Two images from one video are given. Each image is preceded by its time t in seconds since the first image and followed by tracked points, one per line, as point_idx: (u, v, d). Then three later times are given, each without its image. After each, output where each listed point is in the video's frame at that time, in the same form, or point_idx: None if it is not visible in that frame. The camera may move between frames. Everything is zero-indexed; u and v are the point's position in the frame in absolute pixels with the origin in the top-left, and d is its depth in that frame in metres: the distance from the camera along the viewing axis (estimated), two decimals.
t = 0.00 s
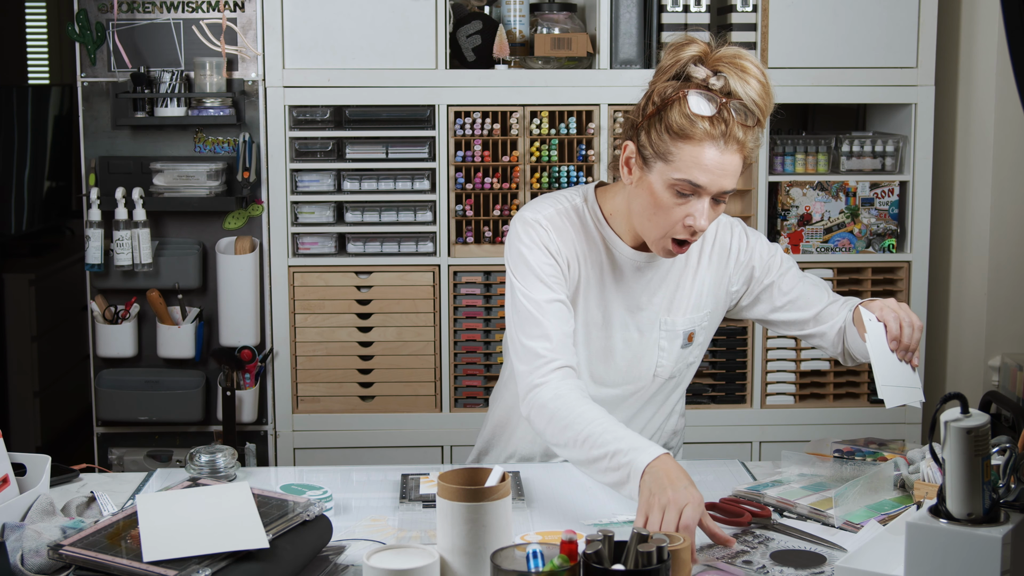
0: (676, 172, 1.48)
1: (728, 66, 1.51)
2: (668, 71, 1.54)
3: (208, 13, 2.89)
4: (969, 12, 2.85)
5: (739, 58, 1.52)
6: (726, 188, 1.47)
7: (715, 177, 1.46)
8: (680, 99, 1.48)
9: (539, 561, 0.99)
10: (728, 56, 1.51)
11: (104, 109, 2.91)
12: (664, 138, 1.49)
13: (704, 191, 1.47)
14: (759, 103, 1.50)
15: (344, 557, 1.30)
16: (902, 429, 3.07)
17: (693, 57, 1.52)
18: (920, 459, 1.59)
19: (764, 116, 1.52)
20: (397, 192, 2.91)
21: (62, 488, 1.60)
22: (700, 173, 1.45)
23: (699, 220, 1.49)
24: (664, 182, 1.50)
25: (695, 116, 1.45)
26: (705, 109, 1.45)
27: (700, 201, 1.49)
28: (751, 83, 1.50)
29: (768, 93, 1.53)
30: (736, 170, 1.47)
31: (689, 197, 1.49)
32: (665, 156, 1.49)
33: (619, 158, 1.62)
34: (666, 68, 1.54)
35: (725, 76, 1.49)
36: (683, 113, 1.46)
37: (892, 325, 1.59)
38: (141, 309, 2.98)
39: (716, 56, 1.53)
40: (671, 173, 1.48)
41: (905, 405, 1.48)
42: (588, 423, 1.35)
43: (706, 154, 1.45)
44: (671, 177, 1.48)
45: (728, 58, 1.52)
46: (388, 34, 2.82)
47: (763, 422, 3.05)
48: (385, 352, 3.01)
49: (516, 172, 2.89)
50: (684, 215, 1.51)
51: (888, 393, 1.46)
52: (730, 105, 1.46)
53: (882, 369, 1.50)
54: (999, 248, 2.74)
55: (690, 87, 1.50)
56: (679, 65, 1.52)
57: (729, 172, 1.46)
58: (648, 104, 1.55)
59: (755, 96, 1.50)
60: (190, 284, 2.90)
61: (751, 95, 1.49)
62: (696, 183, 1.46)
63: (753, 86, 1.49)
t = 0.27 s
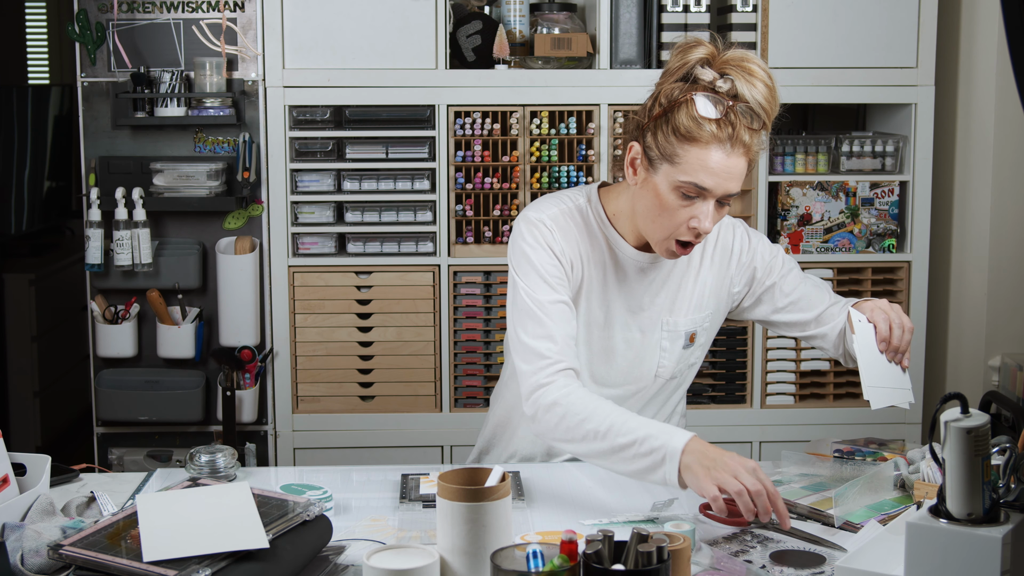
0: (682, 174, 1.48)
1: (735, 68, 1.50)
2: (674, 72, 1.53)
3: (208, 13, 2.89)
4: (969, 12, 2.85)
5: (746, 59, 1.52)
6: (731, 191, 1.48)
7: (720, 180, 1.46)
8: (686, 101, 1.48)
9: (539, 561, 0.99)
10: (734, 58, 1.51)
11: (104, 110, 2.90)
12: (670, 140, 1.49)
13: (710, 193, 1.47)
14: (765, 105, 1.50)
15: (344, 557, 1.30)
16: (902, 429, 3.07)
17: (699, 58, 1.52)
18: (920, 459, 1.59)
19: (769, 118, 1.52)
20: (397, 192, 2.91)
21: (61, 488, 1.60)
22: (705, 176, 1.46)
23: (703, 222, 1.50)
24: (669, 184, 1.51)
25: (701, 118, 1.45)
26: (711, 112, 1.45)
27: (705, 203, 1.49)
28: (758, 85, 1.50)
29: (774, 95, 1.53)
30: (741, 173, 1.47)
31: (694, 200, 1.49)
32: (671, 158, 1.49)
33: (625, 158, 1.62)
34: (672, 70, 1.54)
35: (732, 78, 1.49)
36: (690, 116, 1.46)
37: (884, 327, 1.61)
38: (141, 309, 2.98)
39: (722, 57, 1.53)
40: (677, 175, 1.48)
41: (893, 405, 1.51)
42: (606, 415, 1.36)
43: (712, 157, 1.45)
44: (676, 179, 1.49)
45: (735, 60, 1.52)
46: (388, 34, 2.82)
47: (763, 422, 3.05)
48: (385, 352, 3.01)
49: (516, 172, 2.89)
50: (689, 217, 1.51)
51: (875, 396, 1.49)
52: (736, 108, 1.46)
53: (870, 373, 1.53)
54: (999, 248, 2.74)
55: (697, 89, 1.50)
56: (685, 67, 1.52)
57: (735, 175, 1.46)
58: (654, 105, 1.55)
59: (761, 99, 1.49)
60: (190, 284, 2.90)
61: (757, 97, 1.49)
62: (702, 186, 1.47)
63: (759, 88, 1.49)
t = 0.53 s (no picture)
0: (688, 174, 1.48)
1: (741, 69, 1.50)
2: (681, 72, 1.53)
3: (208, 13, 2.89)
4: (969, 12, 2.85)
5: (752, 59, 1.52)
6: (736, 191, 1.48)
7: (725, 179, 1.46)
8: (692, 100, 1.48)
9: (539, 561, 0.99)
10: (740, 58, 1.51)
11: (104, 109, 2.91)
12: (676, 139, 1.49)
13: (715, 193, 1.47)
14: (770, 106, 1.50)
15: (344, 557, 1.30)
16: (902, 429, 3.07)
17: (706, 58, 1.52)
18: (920, 459, 1.59)
19: (775, 118, 1.52)
20: (397, 192, 2.91)
21: (61, 488, 1.60)
22: (711, 176, 1.46)
23: (708, 222, 1.50)
24: (674, 183, 1.51)
25: (709, 118, 1.45)
26: (717, 111, 1.45)
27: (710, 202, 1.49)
28: (763, 86, 1.50)
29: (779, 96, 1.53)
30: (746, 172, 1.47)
31: (699, 199, 1.50)
32: (677, 157, 1.49)
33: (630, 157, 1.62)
34: (679, 70, 1.54)
35: (738, 78, 1.49)
36: (696, 115, 1.46)
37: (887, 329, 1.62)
38: (141, 309, 2.98)
39: (728, 57, 1.53)
40: (682, 175, 1.49)
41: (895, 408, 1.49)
42: (617, 406, 1.36)
43: (718, 156, 1.45)
44: (682, 178, 1.49)
45: (741, 60, 1.52)
46: (388, 34, 2.82)
47: (763, 422, 3.05)
48: (385, 352, 3.01)
49: (516, 172, 2.89)
50: (694, 216, 1.51)
51: (881, 399, 1.47)
52: (742, 108, 1.46)
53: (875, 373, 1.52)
54: (999, 248, 2.74)
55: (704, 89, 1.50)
56: (692, 66, 1.52)
57: (740, 175, 1.46)
58: (660, 104, 1.55)
59: (767, 100, 1.49)
60: (190, 284, 2.90)
61: (762, 98, 1.49)
62: (707, 185, 1.47)
63: (764, 89, 1.49)
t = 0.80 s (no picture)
0: (687, 173, 1.48)
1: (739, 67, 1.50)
2: (679, 71, 1.53)
3: (208, 13, 2.89)
4: (969, 12, 2.85)
5: (750, 58, 1.52)
6: (734, 190, 1.48)
7: (724, 179, 1.46)
8: (691, 99, 1.48)
9: (539, 561, 0.99)
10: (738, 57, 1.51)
11: (105, 110, 2.89)
12: (675, 139, 1.49)
13: (713, 192, 1.47)
14: (769, 104, 1.50)
15: (344, 557, 1.30)
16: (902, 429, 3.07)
17: (704, 58, 1.51)
18: (920, 459, 1.59)
19: (773, 117, 1.52)
20: (397, 192, 2.91)
21: (61, 488, 1.60)
22: (709, 175, 1.46)
23: (707, 220, 1.50)
24: (673, 182, 1.51)
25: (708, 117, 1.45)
26: (716, 111, 1.45)
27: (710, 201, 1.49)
28: (762, 85, 1.50)
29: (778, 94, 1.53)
30: (745, 172, 1.47)
31: (698, 198, 1.50)
32: (675, 157, 1.49)
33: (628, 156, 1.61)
34: (677, 69, 1.53)
35: (736, 76, 1.49)
36: (694, 114, 1.46)
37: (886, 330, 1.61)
38: (141, 309, 2.98)
39: (727, 57, 1.53)
40: (681, 174, 1.49)
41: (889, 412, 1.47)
42: (621, 399, 1.35)
43: (717, 155, 1.45)
44: (680, 178, 1.49)
45: (739, 59, 1.52)
46: (388, 34, 2.82)
47: (763, 422, 3.05)
48: (385, 352, 3.01)
49: (516, 172, 2.89)
50: (692, 214, 1.51)
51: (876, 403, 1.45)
52: (740, 107, 1.46)
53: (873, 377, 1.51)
54: (999, 248, 2.74)
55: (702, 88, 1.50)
56: (690, 66, 1.52)
57: (738, 174, 1.46)
58: (659, 103, 1.55)
59: (766, 98, 1.49)
60: (190, 284, 2.90)
61: (761, 96, 1.49)
62: (706, 185, 1.47)
63: (763, 88, 1.49)
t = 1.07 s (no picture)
0: (678, 180, 1.47)
1: (734, 73, 1.49)
2: (674, 76, 1.52)
3: (208, 13, 2.89)
4: (969, 12, 2.85)
5: (746, 64, 1.51)
6: (726, 198, 1.48)
7: (715, 187, 1.46)
8: (684, 105, 1.47)
9: (539, 561, 0.99)
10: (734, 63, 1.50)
11: (104, 110, 2.89)
12: (666, 145, 1.48)
13: (705, 200, 1.47)
14: (763, 112, 1.50)
15: (344, 557, 1.30)
16: (902, 429, 3.07)
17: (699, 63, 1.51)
18: (920, 459, 1.59)
19: (768, 123, 1.52)
20: (397, 192, 2.91)
21: (62, 488, 1.60)
22: (701, 183, 1.45)
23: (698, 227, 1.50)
24: (665, 189, 1.50)
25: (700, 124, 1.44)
26: (708, 118, 1.44)
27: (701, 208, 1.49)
28: (756, 91, 1.49)
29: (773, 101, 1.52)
30: (737, 179, 1.47)
31: (690, 204, 1.49)
32: (667, 163, 1.48)
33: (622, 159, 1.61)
34: (672, 73, 1.53)
35: (731, 82, 1.48)
36: (687, 121, 1.45)
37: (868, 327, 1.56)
38: (141, 309, 2.97)
39: (722, 62, 1.52)
40: (672, 181, 1.48)
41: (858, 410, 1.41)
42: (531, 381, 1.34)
43: (709, 163, 1.44)
44: (671, 185, 1.48)
45: (735, 65, 1.51)
46: (388, 34, 2.82)
47: (763, 422, 3.05)
48: (385, 352, 3.01)
49: (516, 172, 2.88)
50: (684, 220, 1.51)
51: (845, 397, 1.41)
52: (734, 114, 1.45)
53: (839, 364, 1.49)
54: (998, 248, 2.74)
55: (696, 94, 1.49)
56: (685, 71, 1.51)
57: (730, 182, 1.46)
58: (652, 108, 1.54)
59: (760, 106, 1.49)
60: (190, 284, 2.90)
61: (755, 103, 1.48)
62: (697, 192, 1.46)
63: (757, 94, 1.49)
